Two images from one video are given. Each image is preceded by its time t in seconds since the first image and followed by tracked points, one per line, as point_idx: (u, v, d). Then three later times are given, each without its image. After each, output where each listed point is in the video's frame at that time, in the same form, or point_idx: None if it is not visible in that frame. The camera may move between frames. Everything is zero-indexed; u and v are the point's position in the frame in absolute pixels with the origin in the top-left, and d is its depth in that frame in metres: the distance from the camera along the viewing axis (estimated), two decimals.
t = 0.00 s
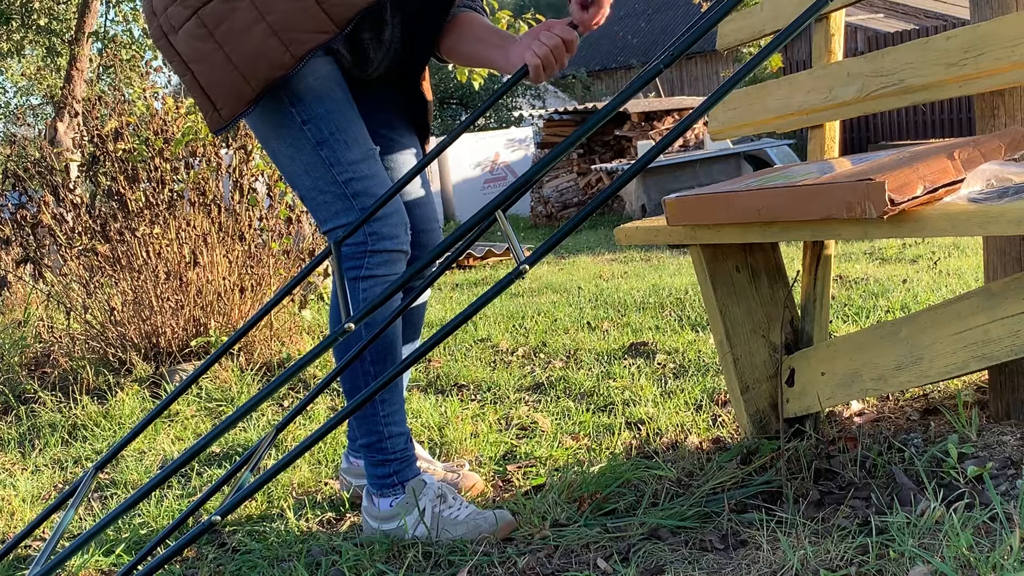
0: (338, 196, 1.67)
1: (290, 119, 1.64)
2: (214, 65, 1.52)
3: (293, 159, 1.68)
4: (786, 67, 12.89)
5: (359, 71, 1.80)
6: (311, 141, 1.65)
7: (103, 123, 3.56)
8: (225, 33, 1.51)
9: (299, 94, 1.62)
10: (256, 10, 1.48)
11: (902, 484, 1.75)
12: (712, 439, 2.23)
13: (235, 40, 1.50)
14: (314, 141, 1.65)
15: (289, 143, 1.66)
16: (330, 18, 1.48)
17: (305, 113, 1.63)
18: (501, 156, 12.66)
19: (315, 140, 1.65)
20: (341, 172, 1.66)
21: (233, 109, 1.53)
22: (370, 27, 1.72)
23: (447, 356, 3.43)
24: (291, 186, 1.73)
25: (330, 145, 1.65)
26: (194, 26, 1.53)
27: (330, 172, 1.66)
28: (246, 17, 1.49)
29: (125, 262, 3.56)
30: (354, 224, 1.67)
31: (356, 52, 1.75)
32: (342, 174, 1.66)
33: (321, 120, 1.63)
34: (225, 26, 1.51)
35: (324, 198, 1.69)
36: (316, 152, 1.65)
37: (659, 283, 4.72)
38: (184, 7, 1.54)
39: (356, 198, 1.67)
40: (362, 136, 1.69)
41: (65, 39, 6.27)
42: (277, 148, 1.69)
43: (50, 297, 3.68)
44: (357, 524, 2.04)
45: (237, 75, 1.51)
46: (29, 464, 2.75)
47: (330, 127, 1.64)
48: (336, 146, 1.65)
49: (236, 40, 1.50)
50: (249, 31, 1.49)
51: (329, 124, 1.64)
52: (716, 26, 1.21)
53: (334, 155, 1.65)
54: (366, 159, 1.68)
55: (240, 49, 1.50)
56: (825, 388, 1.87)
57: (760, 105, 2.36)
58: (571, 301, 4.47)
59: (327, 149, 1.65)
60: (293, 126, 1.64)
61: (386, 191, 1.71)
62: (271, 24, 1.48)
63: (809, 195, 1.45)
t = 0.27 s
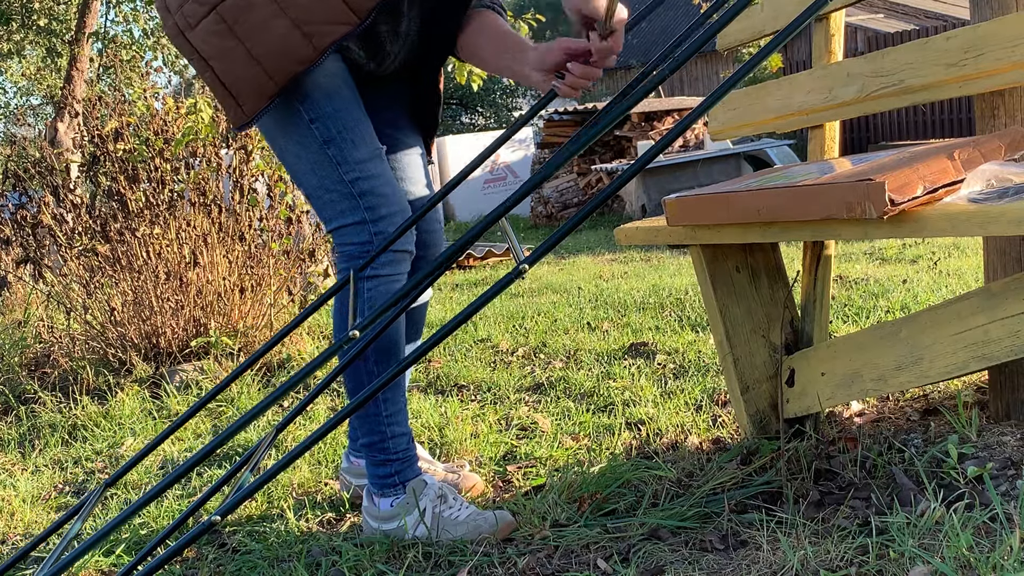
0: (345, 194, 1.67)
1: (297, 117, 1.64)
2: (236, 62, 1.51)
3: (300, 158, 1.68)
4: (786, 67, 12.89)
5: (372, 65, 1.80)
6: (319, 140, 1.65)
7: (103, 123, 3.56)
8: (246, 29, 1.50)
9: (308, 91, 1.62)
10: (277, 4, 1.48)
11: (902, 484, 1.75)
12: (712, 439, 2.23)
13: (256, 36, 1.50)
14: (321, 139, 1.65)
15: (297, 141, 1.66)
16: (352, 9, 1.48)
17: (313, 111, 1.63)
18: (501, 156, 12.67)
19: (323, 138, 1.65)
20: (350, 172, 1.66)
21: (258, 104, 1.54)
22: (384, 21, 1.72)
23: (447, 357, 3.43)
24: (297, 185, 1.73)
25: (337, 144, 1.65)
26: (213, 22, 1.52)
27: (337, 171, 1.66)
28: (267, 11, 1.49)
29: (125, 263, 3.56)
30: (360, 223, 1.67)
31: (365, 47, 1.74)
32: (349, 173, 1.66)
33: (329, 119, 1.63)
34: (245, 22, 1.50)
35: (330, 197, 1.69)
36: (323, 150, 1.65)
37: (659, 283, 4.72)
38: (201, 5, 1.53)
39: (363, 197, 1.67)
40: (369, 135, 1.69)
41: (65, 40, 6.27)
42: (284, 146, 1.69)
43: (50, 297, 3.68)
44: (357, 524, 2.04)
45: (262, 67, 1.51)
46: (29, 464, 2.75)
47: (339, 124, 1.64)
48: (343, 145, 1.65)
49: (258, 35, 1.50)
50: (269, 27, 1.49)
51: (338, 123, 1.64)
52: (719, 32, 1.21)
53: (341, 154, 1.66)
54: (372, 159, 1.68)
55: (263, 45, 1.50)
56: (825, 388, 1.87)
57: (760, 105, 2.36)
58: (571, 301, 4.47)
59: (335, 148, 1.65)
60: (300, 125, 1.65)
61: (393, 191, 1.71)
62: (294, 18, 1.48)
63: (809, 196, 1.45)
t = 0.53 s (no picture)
0: (342, 195, 1.67)
1: (293, 118, 1.64)
2: (218, 62, 1.52)
3: (296, 159, 1.68)
4: (786, 67, 12.89)
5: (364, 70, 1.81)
6: (315, 140, 1.65)
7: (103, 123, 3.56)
8: (230, 30, 1.50)
9: (303, 92, 1.62)
10: (263, 8, 1.48)
11: (902, 484, 1.75)
12: (712, 439, 2.23)
13: (239, 38, 1.50)
14: (317, 140, 1.65)
15: (292, 143, 1.66)
16: (339, 18, 1.48)
17: (308, 112, 1.63)
18: (502, 156, 12.64)
19: (319, 139, 1.65)
20: (349, 175, 1.66)
21: (234, 105, 1.53)
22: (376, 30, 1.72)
23: (447, 356, 3.43)
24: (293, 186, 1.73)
25: (333, 144, 1.65)
26: (198, 20, 1.52)
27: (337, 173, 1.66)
28: (252, 14, 1.49)
29: (125, 262, 3.55)
30: (357, 224, 1.67)
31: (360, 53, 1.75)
32: (346, 174, 1.66)
33: (326, 119, 1.64)
34: (230, 22, 1.50)
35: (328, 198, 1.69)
36: (319, 151, 1.65)
37: (659, 283, 4.72)
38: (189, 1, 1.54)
39: (360, 198, 1.67)
40: (365, 136, 1.69)
41: (65, 39, 6.27)
42: (280, 147, 1.69)
43: (50, 297, 3.68)
44: (357, 524, 2.04)
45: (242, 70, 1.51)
46: (29, 464, 2.75)
47: (336, 125, 1.64)
48: (339, 146, 1.65)
49: (242, 37, 1.50)
50: (253, 29, 1.49)
51: (334, 124, 1.64)
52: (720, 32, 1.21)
53: (338, 155, 1.66)
54: (369, 160, 1.69)
55: (245, 47, 1.50)
56: (826, 388, 1.87)
57: (760, 105, 2.36)
58: (571, 301, 4.47)
59: (331, 149, 1.65)
60: (296, 125, 1.65)
61: (391, 192, 1.71)
62: (278, 22, 1.48)
63: (809, 195, 1.45)
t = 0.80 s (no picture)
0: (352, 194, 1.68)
1: (304, 118, 1.64)
2: (242, 65, 1.51)
3: (304, 159, 1.69)
4: (786, 66, 12.88)
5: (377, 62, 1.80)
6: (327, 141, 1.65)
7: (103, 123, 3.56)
8: (249, 31, 1.49)
9: (313, 92, 1.61)
10: (279, 5, 1.46)
11: (902, 484, 1.75)
12: (712, 439, 2.23)
13: (258, 38, 1.49)
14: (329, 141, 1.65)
15: (301, 141, 1.67)
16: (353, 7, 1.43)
17: (317, 112, 1.63)
18: (502, 156, 12.66)
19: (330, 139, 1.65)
20: (359, 175, 1.67)
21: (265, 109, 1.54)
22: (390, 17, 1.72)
23: (447, 356, 3.43)
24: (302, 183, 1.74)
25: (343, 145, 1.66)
26: (214, 27, 1.53)
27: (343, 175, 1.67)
28: (269, 13, 1.47)
29: (125, 262, 3.55)
30: (365, 224, 1.68)
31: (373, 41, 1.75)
32: (353, 174, 1.66)
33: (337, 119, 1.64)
34: (246, 24, 1.49)
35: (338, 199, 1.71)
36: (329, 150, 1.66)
37: (659, 283, 4.72)
38: (204, 9, 1.54)
39: (368, 198, 1.68)
40: (374, 135, 1.69)
41: (64, 39, 6.28)
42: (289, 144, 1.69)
43: (50, 296, 3.68)
44: (357, 525, 2.04)
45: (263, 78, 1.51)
46: (29, 464, 2.75)
47: (344, 124, 1.64)
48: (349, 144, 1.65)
49: (261, 36, 1.48)
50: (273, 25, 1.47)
51: (346, 123, 1.64)
52: (721, 32, 1.21)
53: (346, 155, 1.66)
54: (377, 158, 1.68)
55: (266, 46, 1.48)
56: (826, 388, 1.87)
57: (760, 105, 2.36)
58: (571, 301, 4.47)
59: (342, 147, 1.66)
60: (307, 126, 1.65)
61: (398, 191, 1.71)
62: (294, 18, 1.46)
63: (809, 195, 1.45)
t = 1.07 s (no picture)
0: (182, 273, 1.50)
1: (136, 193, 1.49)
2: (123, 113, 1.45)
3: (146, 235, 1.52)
4: (786, 67, 12.88)
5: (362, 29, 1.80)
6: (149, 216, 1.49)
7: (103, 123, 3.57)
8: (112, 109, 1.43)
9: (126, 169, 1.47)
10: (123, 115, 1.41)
11: (902, 484, 1.75)
12: (712, 439, 2.23)
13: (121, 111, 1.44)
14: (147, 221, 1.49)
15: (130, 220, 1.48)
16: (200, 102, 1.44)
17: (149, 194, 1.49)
18: (502, 156, 12.70)
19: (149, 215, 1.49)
20: (134, 245, 1.45)
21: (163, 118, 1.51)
22: None
23: (447, 357, 3.43)
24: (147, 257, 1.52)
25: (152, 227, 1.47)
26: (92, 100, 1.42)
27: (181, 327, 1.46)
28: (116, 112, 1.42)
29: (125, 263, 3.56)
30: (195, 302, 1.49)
31: None
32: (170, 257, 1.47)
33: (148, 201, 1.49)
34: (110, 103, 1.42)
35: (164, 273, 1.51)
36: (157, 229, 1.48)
37: (659, 283, 4.71)
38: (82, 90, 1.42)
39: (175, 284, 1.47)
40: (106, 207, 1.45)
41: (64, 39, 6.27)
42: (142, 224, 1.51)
43: (50, 296, 3.68)
44: (357, 525, 2.04)
45: (126, 130, 1.45)
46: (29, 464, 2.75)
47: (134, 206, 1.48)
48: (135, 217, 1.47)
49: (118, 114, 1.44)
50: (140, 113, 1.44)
51: (135, 166, 1.48)
52: (722, 32, 1.21)
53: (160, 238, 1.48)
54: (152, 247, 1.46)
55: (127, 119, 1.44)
56: (826, 389, 1.87)
57: (760, 105, 2.36)
58: (571, 301, 4.47)
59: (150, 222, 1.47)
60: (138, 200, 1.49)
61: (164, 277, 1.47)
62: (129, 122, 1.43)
63: (810, 195, 1.45)
